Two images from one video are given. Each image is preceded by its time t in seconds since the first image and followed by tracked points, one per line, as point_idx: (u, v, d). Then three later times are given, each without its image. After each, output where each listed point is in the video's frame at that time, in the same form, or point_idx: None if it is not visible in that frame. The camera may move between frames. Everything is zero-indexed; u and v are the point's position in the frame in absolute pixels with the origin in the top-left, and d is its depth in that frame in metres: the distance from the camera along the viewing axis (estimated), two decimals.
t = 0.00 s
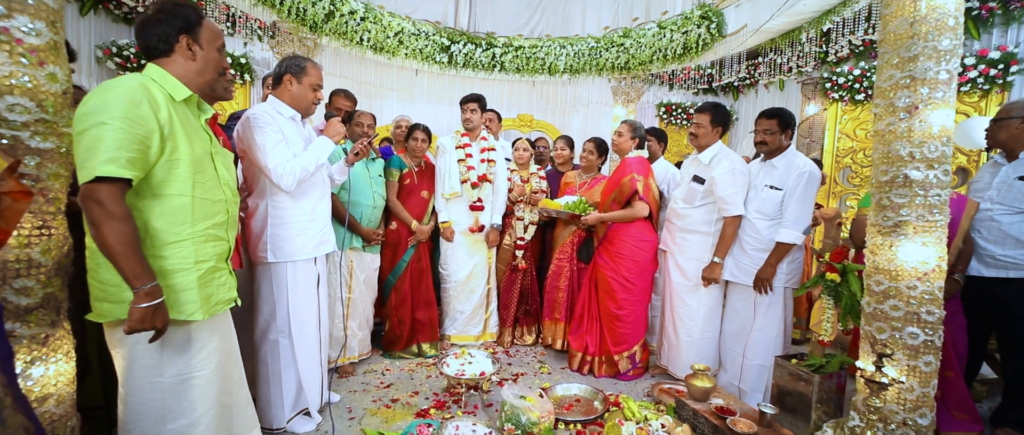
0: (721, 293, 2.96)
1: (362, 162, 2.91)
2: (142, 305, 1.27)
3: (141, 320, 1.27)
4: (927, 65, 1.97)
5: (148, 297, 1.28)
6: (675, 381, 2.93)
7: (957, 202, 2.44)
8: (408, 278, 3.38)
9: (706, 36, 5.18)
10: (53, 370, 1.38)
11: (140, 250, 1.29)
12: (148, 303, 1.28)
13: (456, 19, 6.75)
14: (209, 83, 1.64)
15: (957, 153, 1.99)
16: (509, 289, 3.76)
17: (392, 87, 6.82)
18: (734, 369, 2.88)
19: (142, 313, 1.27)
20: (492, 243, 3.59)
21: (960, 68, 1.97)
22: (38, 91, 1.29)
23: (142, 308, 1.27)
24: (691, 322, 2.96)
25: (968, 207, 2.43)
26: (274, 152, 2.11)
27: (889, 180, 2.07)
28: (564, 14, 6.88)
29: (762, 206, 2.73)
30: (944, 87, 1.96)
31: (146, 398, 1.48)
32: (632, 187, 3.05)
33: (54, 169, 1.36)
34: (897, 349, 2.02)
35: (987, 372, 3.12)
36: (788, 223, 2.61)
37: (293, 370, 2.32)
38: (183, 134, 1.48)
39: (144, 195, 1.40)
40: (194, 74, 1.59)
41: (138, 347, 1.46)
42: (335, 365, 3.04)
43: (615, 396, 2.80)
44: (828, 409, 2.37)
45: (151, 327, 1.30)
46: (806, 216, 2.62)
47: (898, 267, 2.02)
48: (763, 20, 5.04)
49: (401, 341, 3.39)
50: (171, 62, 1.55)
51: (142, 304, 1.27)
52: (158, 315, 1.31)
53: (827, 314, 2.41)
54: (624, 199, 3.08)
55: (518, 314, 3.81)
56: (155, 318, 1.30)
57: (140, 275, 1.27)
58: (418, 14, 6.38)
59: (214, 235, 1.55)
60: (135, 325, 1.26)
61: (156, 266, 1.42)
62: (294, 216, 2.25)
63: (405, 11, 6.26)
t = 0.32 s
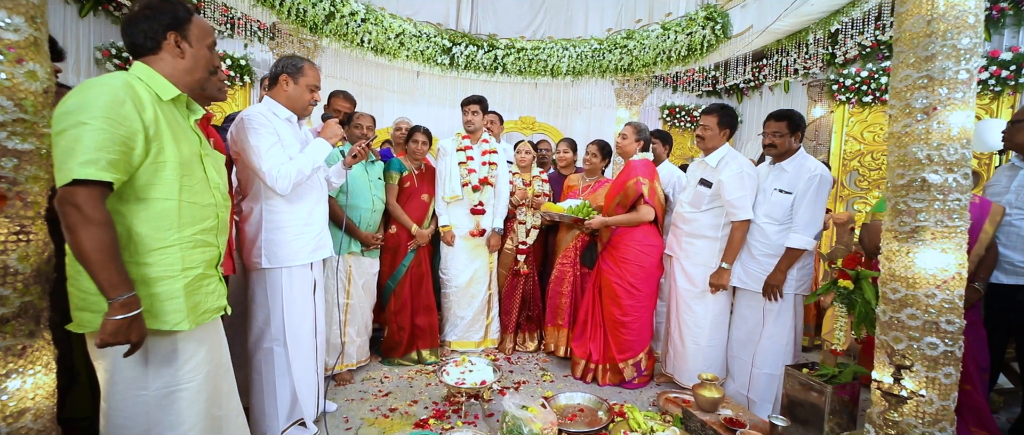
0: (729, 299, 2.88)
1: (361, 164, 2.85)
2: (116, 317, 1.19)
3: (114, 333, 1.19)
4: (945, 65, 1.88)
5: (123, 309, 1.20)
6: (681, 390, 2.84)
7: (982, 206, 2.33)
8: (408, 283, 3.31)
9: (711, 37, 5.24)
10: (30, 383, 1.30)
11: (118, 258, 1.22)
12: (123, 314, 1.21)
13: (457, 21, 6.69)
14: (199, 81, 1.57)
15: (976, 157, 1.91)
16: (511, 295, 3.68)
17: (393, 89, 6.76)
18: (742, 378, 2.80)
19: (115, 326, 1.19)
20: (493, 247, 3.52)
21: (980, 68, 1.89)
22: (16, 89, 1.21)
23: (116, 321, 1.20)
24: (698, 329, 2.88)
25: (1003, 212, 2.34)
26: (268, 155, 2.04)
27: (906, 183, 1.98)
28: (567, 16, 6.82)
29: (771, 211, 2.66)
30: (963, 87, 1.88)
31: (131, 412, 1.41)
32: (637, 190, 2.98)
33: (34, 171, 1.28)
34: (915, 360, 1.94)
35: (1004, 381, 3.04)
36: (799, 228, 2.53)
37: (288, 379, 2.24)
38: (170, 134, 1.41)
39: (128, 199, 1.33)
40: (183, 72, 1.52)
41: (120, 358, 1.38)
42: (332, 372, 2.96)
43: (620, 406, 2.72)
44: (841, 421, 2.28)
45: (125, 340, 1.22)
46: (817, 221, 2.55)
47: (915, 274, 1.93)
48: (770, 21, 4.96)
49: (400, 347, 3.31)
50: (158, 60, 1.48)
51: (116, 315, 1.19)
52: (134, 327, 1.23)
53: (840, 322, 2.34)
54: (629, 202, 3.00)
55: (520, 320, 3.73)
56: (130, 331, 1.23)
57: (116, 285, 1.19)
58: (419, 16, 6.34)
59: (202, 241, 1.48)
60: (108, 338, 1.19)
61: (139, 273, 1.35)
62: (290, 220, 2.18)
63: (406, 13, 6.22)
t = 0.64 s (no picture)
0: (735, 304, 2.82)
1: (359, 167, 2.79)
2: (93, 330, 1.14)
3: (89, 347, 1.13)
4: (959, 63, 1.80)
5: (100, 321, 1.15)
6: (686, 397, 2.78)
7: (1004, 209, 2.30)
8: (407, 288, 3.25)
9: (713, 37, 5.18)
10: (10, 397, 1.23)
11: (98, 267, 1.16)
12: (101, 327, 1.15)
13: (457, 23, 6.67)
14: (189, 82, 1.52)
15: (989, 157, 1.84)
16: (511, 299, 3.62)
17: (393, 91, 6.72)
18: (748, 385, 2.74)
19: (92, 339, 1.14)
20: (493, 251, 3.46)
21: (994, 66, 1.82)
22: None
23: (93, 333, 1.14)
24: (703, 335, 2.81)
25: None
26: (262, 157, 1.99)
27: (918, 185, 1.90)
28: (567, 17, 6.79)
29: (777, 213, 2.61)
30: (977, 87, 1.80)
31: (116, 427, 1.35)
32: (640, 193, 2.93)
33: (15, 175, 1.22)
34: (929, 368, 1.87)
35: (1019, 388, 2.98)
36: (806, 231, 2.48)
37: (283, 388, 2.18)
38: (158, 137, 1.36)
39: (113, 204, 1.28)
40: (173, 72, 1.47)
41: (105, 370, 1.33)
42: (330, 379, 2.91)
43: (624, 414, 2.65)
44: (852, 430, 2.21)
45: (101, 354, 1.17)
46: (825, 224, 2.50)
47: (928, 279, 1.86)
48: (773, 21, 4.90)
49: (399, 353, 3.25)
50: (146, 59, 1.43)
51: (93, 328, 1.14)
52: (111, 340, 1.18)
53: (850, 328, 2.26)
54: (632, 205, 2.95)
55: (522, 325, 3.67)
56: (108, 344, 1.17)
57: (94, 296, 1.14)
58: (419, 18, 6.31)
59: (192, 247, 1.43)
60: (83, 352, 1.13)
61: (124, 282, 1.29)
62: (286, 225, 2.12)
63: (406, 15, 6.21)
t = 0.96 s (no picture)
0: (740, 312, 2.76)
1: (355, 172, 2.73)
2: (63, 347, 1.08)
3: (57, 366, 1.08)
4: (970, 65, 1.67)
5: (70, 338, 1.09)
6: (690, 407, 2.71)
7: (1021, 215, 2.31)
8: (405, 296, 3.18)
9: (714, 42, 5.18)
10: None
11: (72, 280, 1.11)
12: (71, 344, 1.09)
13: (456, 28, 6.61)
14: (176, 86, 1.46)
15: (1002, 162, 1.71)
16: (511, 307, 3.56)
17: (391, 96, 6.68)
18: (754, 395, 2.67)
19: (61, 357, 1.08)
20: (493, 257, 3.40)
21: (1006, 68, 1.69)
22: None
23: (63, 351, 1.08)
24: (707, 343, 2.75)
25: None
26: (253, 163, 1.93)
27: (929, 190, 1.78)
28: (567, 21, 6.81)
29: (782, 219, 2.55)
30: (990, 89, 1.67)
31: None
32: (642, 198, 2.87)
33: None
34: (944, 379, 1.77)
35: None
36: (813, 237, 2.42)
37: (275, 401, 2.11)
38: (141, 143, 1.30)
39: (93, 212, 1.22)
40: (158, 75, 1.41)
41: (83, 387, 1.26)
42: (325, 390, 2.84)
43: (627, 425, 2.58)
44: None
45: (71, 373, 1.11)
46: (832, 230, 2.44)
47: (941, 287, 1.75)
48: (774, 24, 4.97)
49: (397, 362, 3.18)
50: (130, 61, 1.37)
51: (63, 345, 1.08)
52: (82, 358, 1.12)
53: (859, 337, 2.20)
54: (634, 211, 2.90)
55: (521, 333, 3.61)
56: (78, 362, 1.11)
57: (65, 312, 1.08)
58: (417, 23, 6.31)
59: (177, 257, 1.37)
60: (51, 372, 1.07)
61: (103, 294, 1.23)
62: (279, 233, 2.06)
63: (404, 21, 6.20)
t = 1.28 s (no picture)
0: (745, 319, 2.71)
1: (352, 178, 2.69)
2: (39, 365, 1.03)
3: (33, 385, 1.03)
4: (980, 66, 1.57)
5: (47, 356, 1.04)
6: (695, 417, 2.64)
7: None
8: (403, 304, 3.13)
9: (714, 45, 5.15)
10: None
11: (50, 294, 1.06)
12: (47, 362, 1.04)
13: (455, 34, 6.57)
14: (164, 90, 1.41)
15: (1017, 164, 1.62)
16: (511, 315, 3.50)
17: (390, 102, 6.65)
18: (761, 404, 2.62)
19: (36, 375, 1.03)
20: (492, 264, 3.35)
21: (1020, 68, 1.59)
22: None
23: (39, 368, 1.04)
24: (712, 352, 2.69)
25: None
26: (246, 171, 1.88)
27: (939, 195, 1.68)
28: (566, 26, 6.82)
29: (788, 224, 2.50)
30: (1002, 90, 1.57)
31: None
32: (645, 204, 2.82)
33: None
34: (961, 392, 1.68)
35: None
36: (819, 243, 2.37)
37: (269, 414, 2.05)
38: (126, 149, 1.24)
39: (74, 222, 1.17)
40: (145, 79, 1.36)
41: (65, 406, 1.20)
42: (321, 401, 2.78)
43: None
44: None
45: (48, 393, 1.06)
46: (839, 236, 2.39)
47: (954, 295, 1.66)
48: (776, 27, 5.06)
49: (395, 371, 3.12)
50: (116, 65, 1.32)
51: (38, 363, 1.03)
52: (60, 377, 1.07)
53: (868, 345, 2.15)
54: (636, 217, 2.85)
55: (522, 341, 3.55)
56: (55, 381, 1.06)
57: (41, 327, 1.04)
58: (416, 28, 6.32)
59: (165, 268, 1.31)
60: (26, 391, 1.02)
61: (84, 308, 1.18)
62: (273, 241, 2.00)
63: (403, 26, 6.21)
